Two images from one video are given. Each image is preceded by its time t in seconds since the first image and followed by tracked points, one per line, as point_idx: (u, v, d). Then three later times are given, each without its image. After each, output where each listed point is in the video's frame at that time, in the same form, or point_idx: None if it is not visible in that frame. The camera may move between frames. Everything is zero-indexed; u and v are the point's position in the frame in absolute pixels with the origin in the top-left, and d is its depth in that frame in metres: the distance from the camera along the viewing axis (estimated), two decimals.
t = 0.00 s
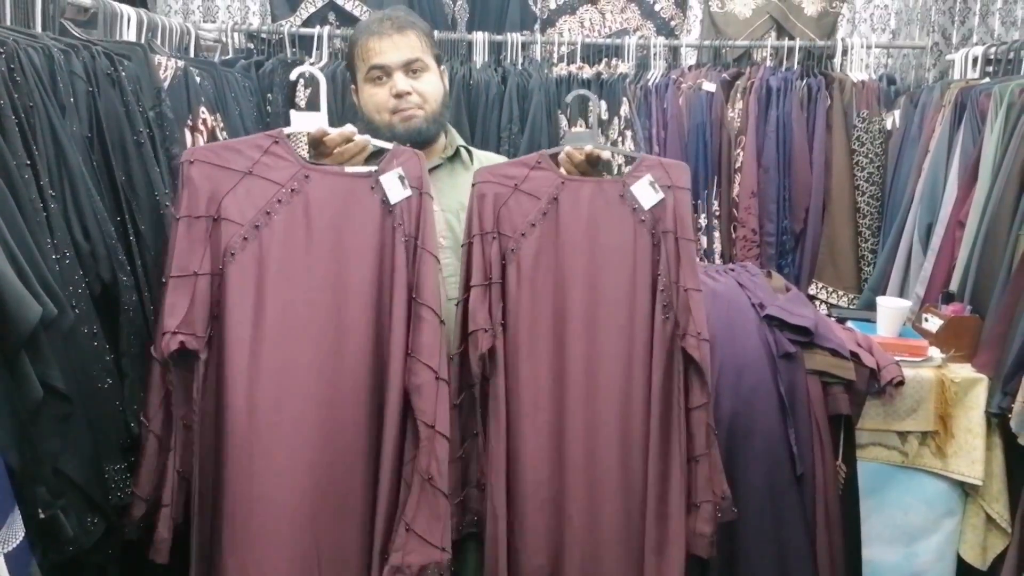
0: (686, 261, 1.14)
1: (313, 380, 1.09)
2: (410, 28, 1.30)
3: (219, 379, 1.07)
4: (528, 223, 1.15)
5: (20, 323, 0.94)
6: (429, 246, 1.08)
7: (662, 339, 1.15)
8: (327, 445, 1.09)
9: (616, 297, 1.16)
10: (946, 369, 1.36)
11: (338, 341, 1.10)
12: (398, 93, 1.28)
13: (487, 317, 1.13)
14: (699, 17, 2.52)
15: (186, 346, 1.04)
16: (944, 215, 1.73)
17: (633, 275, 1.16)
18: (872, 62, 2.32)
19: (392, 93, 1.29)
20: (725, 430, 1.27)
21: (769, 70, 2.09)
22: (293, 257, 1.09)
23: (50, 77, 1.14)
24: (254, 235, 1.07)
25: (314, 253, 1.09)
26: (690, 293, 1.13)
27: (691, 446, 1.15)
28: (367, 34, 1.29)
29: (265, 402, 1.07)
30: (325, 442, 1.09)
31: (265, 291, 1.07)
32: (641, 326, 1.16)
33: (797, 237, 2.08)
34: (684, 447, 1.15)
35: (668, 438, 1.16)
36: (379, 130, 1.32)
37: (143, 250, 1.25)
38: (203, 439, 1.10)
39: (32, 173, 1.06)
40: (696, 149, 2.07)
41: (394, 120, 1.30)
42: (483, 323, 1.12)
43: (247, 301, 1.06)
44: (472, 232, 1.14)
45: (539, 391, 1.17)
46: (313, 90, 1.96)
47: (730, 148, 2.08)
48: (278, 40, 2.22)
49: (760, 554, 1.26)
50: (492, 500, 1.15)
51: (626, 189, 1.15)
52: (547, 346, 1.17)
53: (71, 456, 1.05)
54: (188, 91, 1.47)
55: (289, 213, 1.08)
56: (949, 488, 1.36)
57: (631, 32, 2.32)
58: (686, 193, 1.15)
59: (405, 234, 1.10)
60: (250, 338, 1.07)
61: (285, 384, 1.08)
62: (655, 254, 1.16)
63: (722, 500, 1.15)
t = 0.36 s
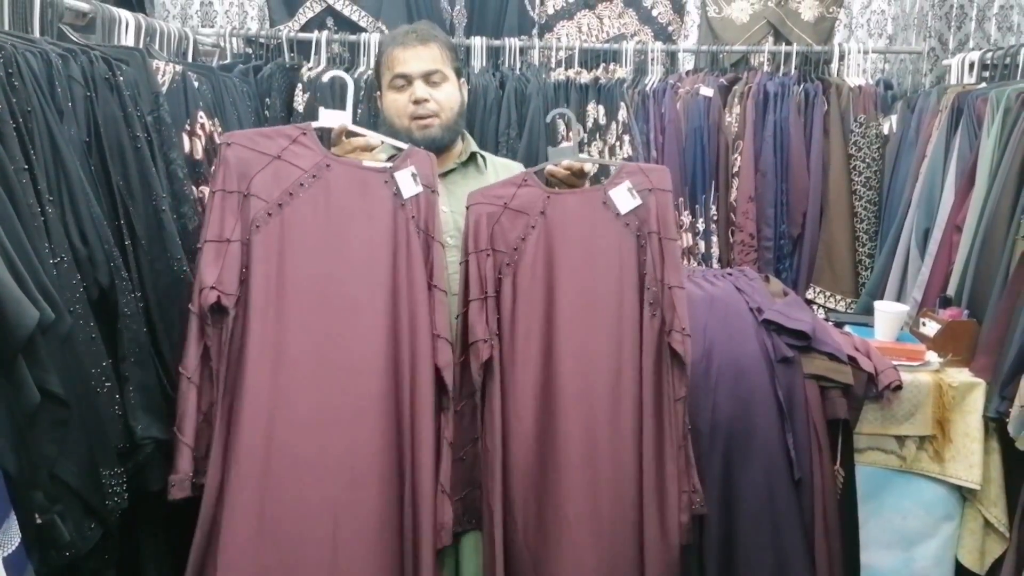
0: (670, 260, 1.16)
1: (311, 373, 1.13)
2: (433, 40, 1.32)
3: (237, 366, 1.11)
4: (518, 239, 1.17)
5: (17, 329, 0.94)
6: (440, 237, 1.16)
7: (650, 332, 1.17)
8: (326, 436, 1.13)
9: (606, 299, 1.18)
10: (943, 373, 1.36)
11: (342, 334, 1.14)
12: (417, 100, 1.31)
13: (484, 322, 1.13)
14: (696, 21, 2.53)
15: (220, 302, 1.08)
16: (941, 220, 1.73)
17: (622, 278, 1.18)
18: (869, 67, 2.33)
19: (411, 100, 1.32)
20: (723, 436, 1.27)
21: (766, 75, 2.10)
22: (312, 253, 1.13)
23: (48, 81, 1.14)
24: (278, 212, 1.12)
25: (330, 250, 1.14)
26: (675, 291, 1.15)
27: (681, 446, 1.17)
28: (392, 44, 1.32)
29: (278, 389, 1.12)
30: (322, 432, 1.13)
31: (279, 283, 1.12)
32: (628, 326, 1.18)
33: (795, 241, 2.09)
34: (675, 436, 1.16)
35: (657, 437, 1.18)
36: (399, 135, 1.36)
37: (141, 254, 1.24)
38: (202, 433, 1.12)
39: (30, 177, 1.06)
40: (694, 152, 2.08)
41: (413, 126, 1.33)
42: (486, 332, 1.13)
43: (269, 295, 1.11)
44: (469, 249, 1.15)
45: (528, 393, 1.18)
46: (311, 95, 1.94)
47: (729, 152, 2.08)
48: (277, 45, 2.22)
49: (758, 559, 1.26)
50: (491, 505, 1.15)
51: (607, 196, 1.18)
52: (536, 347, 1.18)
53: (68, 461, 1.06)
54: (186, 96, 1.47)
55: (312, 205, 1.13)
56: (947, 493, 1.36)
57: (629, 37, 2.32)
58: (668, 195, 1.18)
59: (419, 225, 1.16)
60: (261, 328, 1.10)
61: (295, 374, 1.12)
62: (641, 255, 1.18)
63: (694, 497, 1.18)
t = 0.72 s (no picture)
0: (676, 266, 1.21)
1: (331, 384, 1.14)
2: (463, 54, 1.36)
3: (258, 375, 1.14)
4: (532, 234, 1.21)
5: (16, 339, 0.94)
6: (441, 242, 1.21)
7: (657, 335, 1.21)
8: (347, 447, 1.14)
9: (614, 303, 1.21)
10: (942, 382, 1.36)
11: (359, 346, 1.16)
12: (437, 108, 1.35)
13: (491, 317, 1.18)
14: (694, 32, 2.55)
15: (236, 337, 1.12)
16: (939, 228, 1.74)
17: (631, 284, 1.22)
18: (867, 77, 2.34)
19: (432, 107, 1.35)
20: (722, 445, 1.27)
21: (764, 85, 2.11)
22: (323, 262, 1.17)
23: (49, 92, 1.15)
24: (288, 240, 1.16)
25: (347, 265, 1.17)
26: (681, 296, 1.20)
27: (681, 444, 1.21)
28: (423, 52, 1.36)
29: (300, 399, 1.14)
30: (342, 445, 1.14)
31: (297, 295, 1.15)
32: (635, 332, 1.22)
33: (793, 250, 2.09)
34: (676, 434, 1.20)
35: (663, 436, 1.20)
36: (415, 138, 1.38)
37: (140, 263, 1.24)
38: (219, 438, 1.15)
39: (29, 187, 1.07)
40: (693, 161, 2.08)
41: (429, 130, 1.36)
42: (496, 323, 1.18)
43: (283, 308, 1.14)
44: (483, 241, 1.20)
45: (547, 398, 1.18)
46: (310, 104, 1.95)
47: (727, 161, 2.09)
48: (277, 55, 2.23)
49: (757, 567, 1.26)
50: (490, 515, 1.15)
51: (619, 203, 1.22)
52: (548, 360, 1.19)
53: (67, 471, 1.06)
54: (185, 106, 1.48)
55: (317, 221, 1.17)
56: (947, 502, 1.35)
57: (626, 48, 2.32)
58: (676, 208, 1.23)
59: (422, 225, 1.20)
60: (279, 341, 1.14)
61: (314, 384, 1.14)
62: (647, 262, 1.23)
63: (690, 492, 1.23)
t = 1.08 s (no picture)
0: (663, 255, 1.19)
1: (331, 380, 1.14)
2: (470, 55, 1.36)
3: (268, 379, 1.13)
4: (519, 233, 1.20)
5: (20, 335, 0.94)
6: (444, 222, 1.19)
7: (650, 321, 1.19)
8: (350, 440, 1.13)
9: (602, 295, 1.19)
10: (947, 380, 1.36)
11: (354, 339, 1.13)
12: (443, 109, 1.34)
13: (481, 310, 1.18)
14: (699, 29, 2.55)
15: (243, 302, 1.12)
16: (944, 226, 1.73)
17: (619, 274, 1.20)
18: (872, 74, 2.33)
19: (437, 108, 1.34)
20: (725, 444, 1.26)
21: (768, 83, 2.10)
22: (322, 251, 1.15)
23: (54, 89, 1.15)
24: (294, 218, 1.15)
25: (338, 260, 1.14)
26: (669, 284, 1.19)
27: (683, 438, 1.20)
28: (429, 50, 1.34)
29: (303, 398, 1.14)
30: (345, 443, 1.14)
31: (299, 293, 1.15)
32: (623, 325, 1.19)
33: (797, 248, 2.09)
34: (671, 427, 1.18)
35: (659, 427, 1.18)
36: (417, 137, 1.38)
37: (144, 259, 1.25)
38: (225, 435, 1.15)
39: (35, 184, 1.07)
40: (696, 159, 2.09)
41: (433, 130, 1.36)
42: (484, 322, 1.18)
43: (291, 305, 1.14)
44: (469, 242, 1.19)
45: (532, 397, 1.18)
46: (314, 103, 1.97)
47: (732, 160, 2.09)
48: (281, 53, 2.24)
49: (760, 565, 1.25)
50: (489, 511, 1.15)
51: (604, 196, 1.20)
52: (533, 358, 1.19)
53: (72, 467, 1.06)
54: (190, 103, 1.48)
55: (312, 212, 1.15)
56: (950, 501, 1.35)
57: (631, 45, 2.32)
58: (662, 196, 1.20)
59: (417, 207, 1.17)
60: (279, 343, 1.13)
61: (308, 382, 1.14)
62: (635, 252, 1.21)
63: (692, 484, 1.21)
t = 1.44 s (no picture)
0: (662, 254, 1.18)
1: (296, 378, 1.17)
2: (440, 52, 1.30)
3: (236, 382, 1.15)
4: (512, 229, 1.18)
5: (20, 335, 0.94)
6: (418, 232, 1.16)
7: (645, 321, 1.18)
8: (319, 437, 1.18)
9: (598, 292, 1.17)
10: (947, 381, 1.36)
11: (335, 339, 1.14)
12: (415, 112, 1.29)
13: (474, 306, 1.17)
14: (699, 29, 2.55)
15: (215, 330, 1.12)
16: (945, 226, 1.73)
17: (616, 271, 1.18)
18: (873, 74, 2.33)
19: (409, 110, 1.29)
20: (726, 443, 1.26)
21: (769, 82, 2.09)
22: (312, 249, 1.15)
23: (53, 88, 1.15)
24: (257, 235, 1.14)
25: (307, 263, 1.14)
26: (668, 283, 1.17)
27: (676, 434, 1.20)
28: (397, 47, 1.28)
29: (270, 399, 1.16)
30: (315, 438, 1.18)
31: (266, 295, 1.14)
32: (611, 329, 1.17)
33: (798, 248, 2.10)
34: (667, 426, 1.19)
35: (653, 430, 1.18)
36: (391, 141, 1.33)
37: (144, 259, 1.25)
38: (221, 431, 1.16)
39: (34, 184, 1.07)
40: (696, 158, 2.09)
41: (405, 134, 1.31)
42: (478, 324, 1.17)
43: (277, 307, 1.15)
44: (461, 241, 1.17)
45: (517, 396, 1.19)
46: (315, 102, 1.96)
47: (732, 159, 2.09)
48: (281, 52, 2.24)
49: (759, 564, 1.26)
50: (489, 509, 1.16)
51: (600, 190, 1.18)
52: (524, 356, 1.20)
53: (72, 467, 1.06)
54: (190, 103, 1.48)
55: (281, 217, 1.14)
56: (950, 501, 1.35)
57: (631, 45, 2.32)
58: (661, 190, 1.19)
59: (390, 219, 1.16)
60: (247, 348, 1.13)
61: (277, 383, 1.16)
62: (633, 249, 1.19)
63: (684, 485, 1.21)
